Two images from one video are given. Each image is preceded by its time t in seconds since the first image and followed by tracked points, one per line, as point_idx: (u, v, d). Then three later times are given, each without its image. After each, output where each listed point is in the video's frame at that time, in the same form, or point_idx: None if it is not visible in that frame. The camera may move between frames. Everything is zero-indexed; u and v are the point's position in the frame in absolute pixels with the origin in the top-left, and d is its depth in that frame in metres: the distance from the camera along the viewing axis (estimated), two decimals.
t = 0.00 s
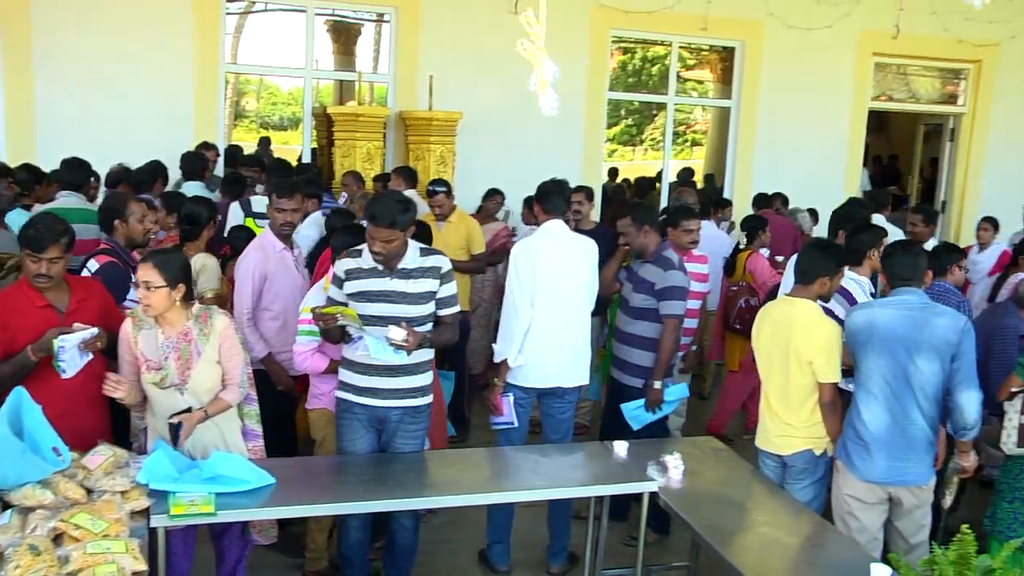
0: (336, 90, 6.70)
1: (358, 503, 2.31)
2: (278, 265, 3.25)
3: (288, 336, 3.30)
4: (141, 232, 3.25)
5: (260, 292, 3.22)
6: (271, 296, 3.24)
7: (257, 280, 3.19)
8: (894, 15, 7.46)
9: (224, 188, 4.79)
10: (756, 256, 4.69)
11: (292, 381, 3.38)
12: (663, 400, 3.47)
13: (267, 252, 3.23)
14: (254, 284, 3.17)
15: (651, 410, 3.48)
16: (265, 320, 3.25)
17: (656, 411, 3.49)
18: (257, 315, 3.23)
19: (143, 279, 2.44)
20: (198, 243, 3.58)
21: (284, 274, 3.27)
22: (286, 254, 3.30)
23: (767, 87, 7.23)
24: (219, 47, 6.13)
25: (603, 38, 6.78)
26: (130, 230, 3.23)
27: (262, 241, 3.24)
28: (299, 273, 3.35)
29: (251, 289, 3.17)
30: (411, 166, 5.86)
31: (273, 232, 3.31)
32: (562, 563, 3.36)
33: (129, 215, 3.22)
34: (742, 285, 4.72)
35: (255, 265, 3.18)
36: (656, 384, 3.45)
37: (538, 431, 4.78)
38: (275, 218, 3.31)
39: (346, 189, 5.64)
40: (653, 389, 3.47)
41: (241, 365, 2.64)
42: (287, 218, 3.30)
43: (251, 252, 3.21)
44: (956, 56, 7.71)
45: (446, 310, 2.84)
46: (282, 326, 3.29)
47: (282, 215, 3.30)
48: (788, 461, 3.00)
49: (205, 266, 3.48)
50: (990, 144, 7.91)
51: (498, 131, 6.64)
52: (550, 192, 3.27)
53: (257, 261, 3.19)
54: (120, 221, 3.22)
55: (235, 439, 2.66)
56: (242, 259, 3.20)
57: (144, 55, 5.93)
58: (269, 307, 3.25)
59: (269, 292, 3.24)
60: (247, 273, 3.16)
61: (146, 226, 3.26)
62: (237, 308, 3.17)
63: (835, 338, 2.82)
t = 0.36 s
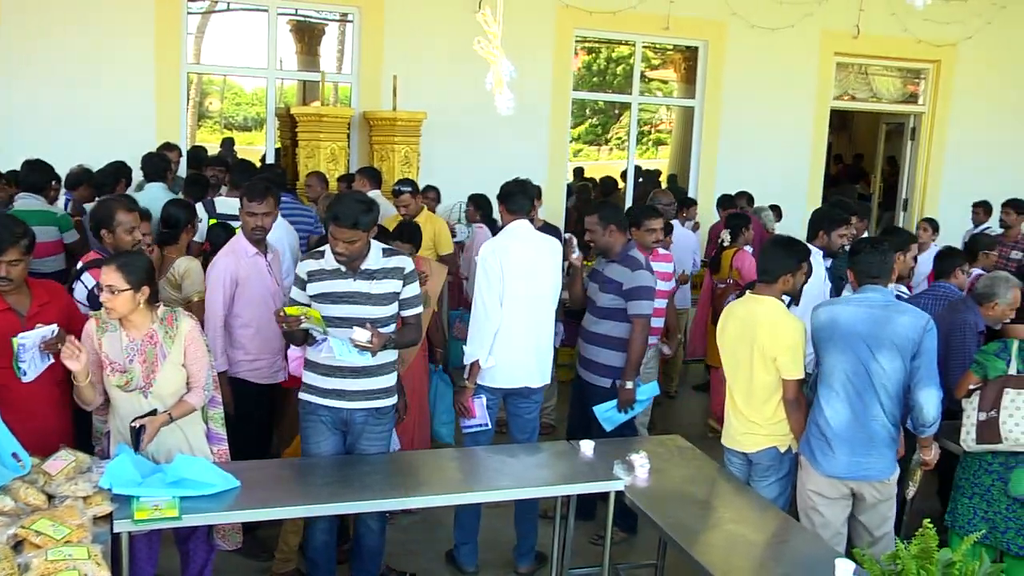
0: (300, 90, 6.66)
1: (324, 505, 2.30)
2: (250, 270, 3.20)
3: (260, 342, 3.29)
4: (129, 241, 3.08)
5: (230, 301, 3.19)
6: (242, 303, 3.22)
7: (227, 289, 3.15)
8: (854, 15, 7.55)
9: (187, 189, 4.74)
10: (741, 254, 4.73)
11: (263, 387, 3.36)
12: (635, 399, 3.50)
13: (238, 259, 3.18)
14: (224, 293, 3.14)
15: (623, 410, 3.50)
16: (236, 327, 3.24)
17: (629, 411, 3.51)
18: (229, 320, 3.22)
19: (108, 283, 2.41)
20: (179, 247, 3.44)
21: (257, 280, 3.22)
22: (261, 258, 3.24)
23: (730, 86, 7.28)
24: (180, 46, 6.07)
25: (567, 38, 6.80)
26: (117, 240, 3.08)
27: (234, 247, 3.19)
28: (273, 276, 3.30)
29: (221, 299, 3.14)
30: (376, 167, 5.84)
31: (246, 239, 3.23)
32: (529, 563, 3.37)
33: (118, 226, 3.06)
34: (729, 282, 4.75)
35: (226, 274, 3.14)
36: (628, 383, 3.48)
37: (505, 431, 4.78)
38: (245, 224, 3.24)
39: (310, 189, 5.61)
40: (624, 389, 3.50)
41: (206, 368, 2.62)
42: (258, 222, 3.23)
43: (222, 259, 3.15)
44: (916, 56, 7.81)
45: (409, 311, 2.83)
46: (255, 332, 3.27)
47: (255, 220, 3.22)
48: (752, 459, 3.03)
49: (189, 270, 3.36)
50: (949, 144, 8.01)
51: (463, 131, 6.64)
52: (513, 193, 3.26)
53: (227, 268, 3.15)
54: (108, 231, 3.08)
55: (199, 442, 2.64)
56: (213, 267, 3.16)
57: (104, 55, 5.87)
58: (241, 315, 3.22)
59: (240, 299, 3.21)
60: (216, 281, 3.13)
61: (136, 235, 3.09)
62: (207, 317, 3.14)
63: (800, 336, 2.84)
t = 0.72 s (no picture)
0: (280, 90, 6.61)
1: (306, 506, 2.29)
2: (235, 271, 3.21)
3: (243, 345, 3.27)
4: (145, 247, 3.11)
5: (214, 301, 3.20)
6: (228, 304, 3.22)
7: (210, 289, 3.17)
8: (833, 12, 7.58)
9: (166, 191, 4.71)
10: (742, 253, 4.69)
11: (248, 389, 3.34)
12: (619, 396, 3.51)
13: (225, 259, 3.20)
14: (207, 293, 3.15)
15: (607, 407, 3.52)
16: (220, 329, 3.24)
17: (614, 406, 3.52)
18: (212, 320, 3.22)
19: (86, 286, 2.39)
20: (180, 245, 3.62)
21: (243, 282, 3.23)
22: (248, 259, 3.25)
23: (710, 83, 7.29)
24: (158, 47, 6.04)
25: (547, 35, 6.79)
26: (131, 246, 3.09)
27: (221, 247, 3.21)
28: (261, 278, 3.30)
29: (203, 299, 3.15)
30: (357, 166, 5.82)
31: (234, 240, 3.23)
32: (514, 560, 3.37)
33: (133, 231, 3.08)
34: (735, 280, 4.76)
35: (209, 274, 3.16)
36: (611, 380, 3.48)
37: (489, 429, 4.78)
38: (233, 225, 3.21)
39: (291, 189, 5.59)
40: (608, 386, 3.50)
41: (187, 369, 2.60)
42: (244, 223, 3.19)
43: (208, 259, 3.18)
44: (895, 52, 7.85)
45: (389, 309, 2.82)
46: (239, 334, 3.26)
47: (239, 220, 3.18)
48: (734, 453, 3.04)
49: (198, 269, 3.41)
50: (928, 138, 8.06)
51: (444, 129, 6.62)
52: (494, 191, 3.24)
53: (211, 268, 3.17)
54: (123, 236, 3.09)
55: (181, 444, 2.63)
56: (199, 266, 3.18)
57: (81, 57, 5.83)
58: (225, 316, 3.23)
59: (224, 300, 3.21)
60: (200, 280, 3.15)
61: (150, 242, 3.12)
62: (190, 314, 3.17)
63: (782, 330, 2.85)
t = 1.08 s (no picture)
0: (263, 88, 6.58)
1: (292, 505, 2.28)
2: (234, 266, 3.22)
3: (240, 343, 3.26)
4: (150, 245, 3.09)
5: (213, 296, 3.21)
6: (227, 300, 3.22)
7: (206, 283, 3.18)
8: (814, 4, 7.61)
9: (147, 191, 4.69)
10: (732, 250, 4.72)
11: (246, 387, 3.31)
12: (607, 390, 3.51)
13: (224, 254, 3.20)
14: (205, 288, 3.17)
15: (595, 401, 3.51)
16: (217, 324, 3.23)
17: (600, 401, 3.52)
18: (210, 315, 3.23)
19: (66, 286, 2.38)
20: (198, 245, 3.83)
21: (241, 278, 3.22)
22: (247, 255, 3.25)
23: (693, 76, 7.30)
24: (139, 46, 6.00)
25: (530, 30, 6.78)
26: (137, 243, 3.08)
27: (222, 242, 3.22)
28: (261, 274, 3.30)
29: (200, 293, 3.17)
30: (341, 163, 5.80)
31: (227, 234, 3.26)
32: (502, 556, 3.37)
33: (139, 229, 3.06)
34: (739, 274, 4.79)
35: (206, 268, 3.17)
36: (598, 374, 3.50)
37: (476, 425, 4.77)
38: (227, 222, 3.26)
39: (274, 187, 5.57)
40: (595, 379, 3.51)
41: (170, 370, 2.59)
42: (241, 220, 3.24)
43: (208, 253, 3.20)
44: (876, 43, 7.88)
45: (372, 307, 2.81)
46: (237, 329, 3.25)
47: (236, 218, 3.24)
48: (720, 444, 3.05)
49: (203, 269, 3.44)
50: (910, 129, 8.09)
51: (428, 125, 6.61)
52: (478, 186, 3.24)
53: (210, 263, 3.18)
54: (129, 232, 3.08)
55: (165, 445, 2.62)
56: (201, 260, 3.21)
57: (61, 56, 5.79)
58: (223, 312, 3.22)
59: (222, 295, 3.22)
60: (197, 275, 3.17)
61: (157, 240, 3.10)
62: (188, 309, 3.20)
63: (765, 321, 2.86)
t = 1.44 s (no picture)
0: (241, 83, 6.54)
1: (272, 502, 2.27)
2: (227, 264, 3.22)
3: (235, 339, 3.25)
4: (140, 241, 3.05)
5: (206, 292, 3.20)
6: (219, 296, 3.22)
7: (201, 279, 3.16)
8: None
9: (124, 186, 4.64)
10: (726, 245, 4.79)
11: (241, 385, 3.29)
12: (586, 382, 3.51)
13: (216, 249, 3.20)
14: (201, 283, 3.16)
15: (574, 393, 3.51)
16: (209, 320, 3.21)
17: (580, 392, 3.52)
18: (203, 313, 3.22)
19: (41, 281, 2.36)
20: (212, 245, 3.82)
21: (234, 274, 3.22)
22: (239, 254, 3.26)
23: (672, 69, 7.31)
24: (115, 42, 5.95)
25: (509, 24, 6.77)
26: (129, 239, 3.04)
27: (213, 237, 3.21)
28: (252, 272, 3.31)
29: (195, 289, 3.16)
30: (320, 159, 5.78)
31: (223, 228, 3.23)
32: (485, 550, 3.37)
33: (130, 224, 3.03)
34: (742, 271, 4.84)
35: (200, 264, 3.16)
36: (578, 366, 3.51)
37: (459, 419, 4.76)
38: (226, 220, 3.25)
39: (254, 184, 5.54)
40: (575, 372, 3.52)
41: (148, 368, 2.58)
42: (242, 218, 3.25)
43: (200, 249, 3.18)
44: (853, 36, 7.91)
45: (352, 302, 2.81)
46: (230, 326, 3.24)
47: (237, 215, 3.25)
48: (701, 436, 3.06)
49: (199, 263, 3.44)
50: (888, 121, 8.13)
51: (407, 120, 6.59)
52: (460, 179, 3.28)
53: (204, 260, 3.17)
54: (121, 229, 3.05)
55: (144, 444, 2.61)
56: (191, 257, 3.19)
57: (36, 53, 5.72)
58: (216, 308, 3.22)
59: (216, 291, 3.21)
60: (190, 272, 3.15)
61: (147, 236, 3.06)
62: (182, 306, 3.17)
63: (746, 313, 2.87)
